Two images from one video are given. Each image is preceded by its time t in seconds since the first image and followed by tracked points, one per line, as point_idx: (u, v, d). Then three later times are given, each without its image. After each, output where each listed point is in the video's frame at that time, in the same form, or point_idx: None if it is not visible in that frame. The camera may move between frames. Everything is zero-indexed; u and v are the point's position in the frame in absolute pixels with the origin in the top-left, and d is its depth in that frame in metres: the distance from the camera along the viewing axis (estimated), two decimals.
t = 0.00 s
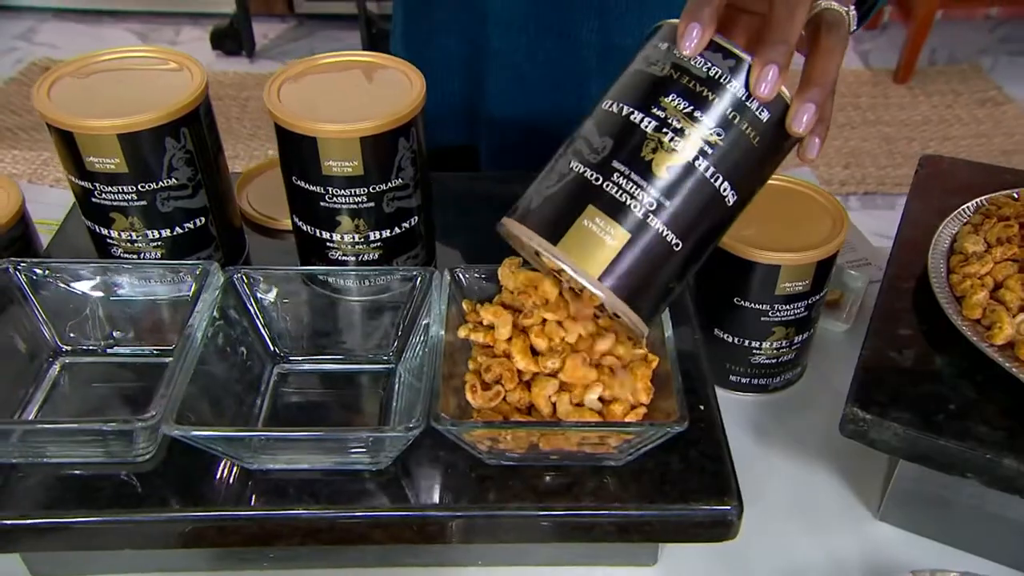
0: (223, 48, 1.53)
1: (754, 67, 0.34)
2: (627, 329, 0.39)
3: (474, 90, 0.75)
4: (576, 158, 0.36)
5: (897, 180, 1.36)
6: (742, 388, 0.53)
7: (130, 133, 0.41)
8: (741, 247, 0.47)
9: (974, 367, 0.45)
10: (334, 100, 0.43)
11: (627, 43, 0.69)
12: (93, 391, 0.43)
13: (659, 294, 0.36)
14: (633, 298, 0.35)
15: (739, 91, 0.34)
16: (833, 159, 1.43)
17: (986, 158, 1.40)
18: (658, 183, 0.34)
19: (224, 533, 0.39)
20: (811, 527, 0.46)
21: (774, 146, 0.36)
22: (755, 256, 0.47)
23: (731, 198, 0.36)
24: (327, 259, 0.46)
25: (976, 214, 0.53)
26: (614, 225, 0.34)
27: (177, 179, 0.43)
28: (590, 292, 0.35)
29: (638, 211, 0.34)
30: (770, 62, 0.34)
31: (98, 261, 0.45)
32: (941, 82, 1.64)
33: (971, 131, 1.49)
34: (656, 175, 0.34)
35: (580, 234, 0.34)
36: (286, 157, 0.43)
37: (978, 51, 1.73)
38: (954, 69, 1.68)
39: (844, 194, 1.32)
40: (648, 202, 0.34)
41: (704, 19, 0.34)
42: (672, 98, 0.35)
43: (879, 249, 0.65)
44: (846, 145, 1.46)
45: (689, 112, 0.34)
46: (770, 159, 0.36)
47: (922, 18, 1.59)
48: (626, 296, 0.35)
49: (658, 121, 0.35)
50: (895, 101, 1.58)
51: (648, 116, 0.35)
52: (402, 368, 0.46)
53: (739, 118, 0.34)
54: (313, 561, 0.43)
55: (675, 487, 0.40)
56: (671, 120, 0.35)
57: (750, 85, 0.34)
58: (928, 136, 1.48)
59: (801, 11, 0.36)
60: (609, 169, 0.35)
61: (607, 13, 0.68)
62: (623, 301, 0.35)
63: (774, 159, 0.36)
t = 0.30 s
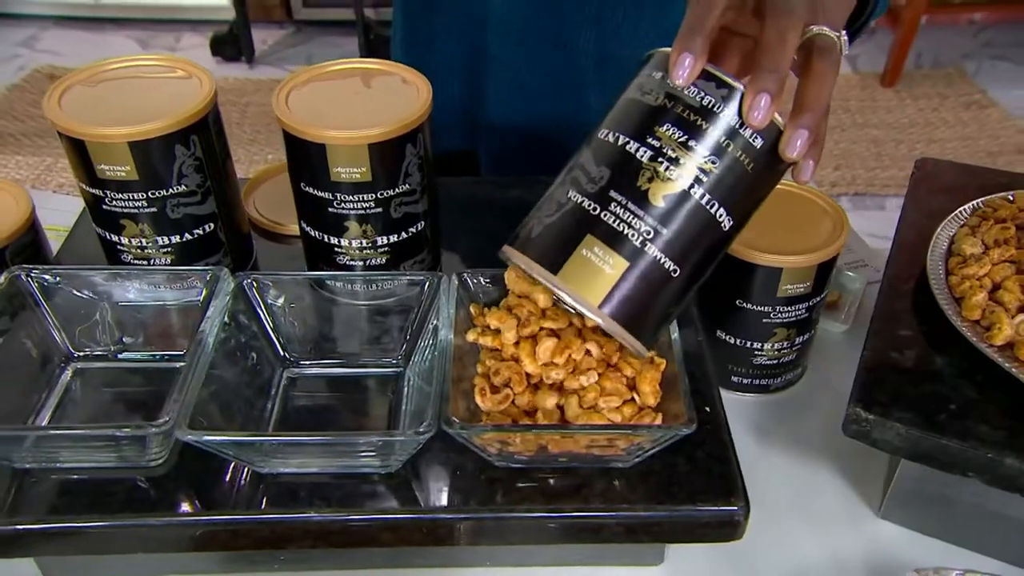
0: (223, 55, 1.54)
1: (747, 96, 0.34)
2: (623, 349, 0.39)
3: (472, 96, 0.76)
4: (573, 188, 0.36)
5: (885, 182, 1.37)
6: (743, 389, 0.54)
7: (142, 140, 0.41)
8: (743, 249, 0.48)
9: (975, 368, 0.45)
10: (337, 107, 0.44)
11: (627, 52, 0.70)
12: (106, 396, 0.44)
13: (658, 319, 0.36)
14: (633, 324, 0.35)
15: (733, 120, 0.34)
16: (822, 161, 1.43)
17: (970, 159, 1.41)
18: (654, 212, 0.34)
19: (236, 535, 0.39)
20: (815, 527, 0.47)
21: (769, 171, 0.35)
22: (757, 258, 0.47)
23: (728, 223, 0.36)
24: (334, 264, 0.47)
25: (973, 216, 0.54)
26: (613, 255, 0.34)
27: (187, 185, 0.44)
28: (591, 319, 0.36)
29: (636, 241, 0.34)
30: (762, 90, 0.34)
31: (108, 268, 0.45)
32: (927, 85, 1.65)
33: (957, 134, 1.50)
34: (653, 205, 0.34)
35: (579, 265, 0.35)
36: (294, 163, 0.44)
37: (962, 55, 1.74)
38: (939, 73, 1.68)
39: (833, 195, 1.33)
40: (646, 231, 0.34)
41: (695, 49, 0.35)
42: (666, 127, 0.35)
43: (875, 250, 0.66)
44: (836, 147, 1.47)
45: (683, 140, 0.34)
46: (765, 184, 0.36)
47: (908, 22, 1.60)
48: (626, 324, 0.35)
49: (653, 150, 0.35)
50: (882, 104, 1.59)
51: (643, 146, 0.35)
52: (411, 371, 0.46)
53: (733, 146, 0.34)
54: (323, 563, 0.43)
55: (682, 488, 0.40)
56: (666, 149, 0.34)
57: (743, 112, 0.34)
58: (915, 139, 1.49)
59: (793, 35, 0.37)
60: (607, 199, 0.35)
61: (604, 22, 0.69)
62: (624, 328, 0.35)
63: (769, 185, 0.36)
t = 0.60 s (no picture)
0: (227, 60, 1.55)
1: (739, 84, 0.34)
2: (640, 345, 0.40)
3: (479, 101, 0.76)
4: (574, 187, 0.36)
5: (876, 184, 1.37)
6: (749, 388, 0.54)
7: (157, 146, 0.42)
8: (749, 251, 0.48)
9: (980, 368, 0.46)
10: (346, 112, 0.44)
11: (631, 58, 0.70)
12: (124, 399, 0.44)
13: (664, 313, 0.36)
14: (640, 319, 0.36)
15: (727, 110, 0.35)
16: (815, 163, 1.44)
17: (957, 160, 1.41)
18: (653, 207, 0.35)
19: (254, 536, 0.40)
20: (824, 525, 0.47)
21: (770, 161, 0.36)
22: (763, 259, 0.48)
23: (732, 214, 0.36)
24: (348, 267, 0.47)
25: (976, 218, 0.54)
26: (614, 250, 0.35)
27: (201, 190, 0.44)
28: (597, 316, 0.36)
29: (636, 235, 0.35)
30: (754, 78, 0.34)
31: (124, 271, 0.46)
32: (917, 89, 1.66)
33: (947, 136, 1.50)
34: (652, 199, 0.35)
35: (580, 261, 0.35)
36: (308, 167, 0.44)
37: (950, 60, 1.75)
38: (930, 76, 1.69)
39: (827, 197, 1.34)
40: (646, 225, 0.35)
41: (687, 43, 0.35)
42: (662, 121, 0.35)
43: (876, 252, 0.67)
44: (830, 150, 1.48)
45: (680, 134, 0.35)
46: (767, 174, 0.36)
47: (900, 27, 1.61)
48: (632, 319, 0.36)
49: (649, 145, 0.35)
50: (874, 107, 1.60)
51: (639, 141, 0.35)
52: (424, 373, 0.47)
53: (731, 137, 0.35)
54: (340, 562, 0.44)
55: (693, 487, 0.41)
56: (662, 143, 0.35)
57: (738, 102, 0.34)
58: (906, 141, 1.50)
59: (785, 26, 0.37)
60: (606, 196, 0.35)
61: (611, 29, 0.69)
62: (629, 323, 0.36)
63: (770, 173, 0.36)
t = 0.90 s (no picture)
0: (233, 64, 1.56)
1: (769, 76, 0.35)
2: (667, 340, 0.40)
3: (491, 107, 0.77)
4: (604, 182, 0.37)
5: (873, 186, 1.38)
6: (761, 388, 0.55)
7: (181, 150, 0.42)
8: (764, 253, 0.49)
9: (993, 368, 0.46)
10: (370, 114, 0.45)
11: (642, 62, 0.71)
12: (147, 400, 0.45)
13: (695, 305, 0.37)
14: (675, 311, 0.36)
15: (757, 102, 0.35)
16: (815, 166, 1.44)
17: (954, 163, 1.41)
18: (686, 200, 0.35)
19: (276, 535, 0.40)
20: (839, 525, 0.48)
21: (799, 149, 0.36)
22: (777, 261, 0.48)
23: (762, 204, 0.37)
24: (366, 269, 0.48)
25: (986, 219, 0.55)
26: (649, 244, 0.35)
27: (223, 193, 0.45)
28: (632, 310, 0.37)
29: (669, 229, 0.35)
30: (784, 69, 0.34)
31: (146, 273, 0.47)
32: (913, 92, 1.66)
33: (943, 139, 1.51)
34: (684, 192, 0.35)
35: (616, 257, 0.36)
36: (328, 170, 0.45)
37: (946, 63, 1.76)
38: (926, 80, 1.70)
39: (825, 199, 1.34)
40: (679, 218, 0.35)
41: (712, 36, 0.35)
42: (693, 114, 0.36)
43: (881, 252, 0.68)
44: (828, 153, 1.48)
45: (710, 126, 0.35)
46: (796, 162, 0.36)
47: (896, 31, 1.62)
48: (667, 311, 0.36)
49: (680, 138, 0.36)
50: (872, 110, 1.61)
51: (670, 135, 0.36)
52: (443, 374, 0.48)
53: (761, 128, 0.35)
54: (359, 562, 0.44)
55: (712, 486, 0.41)
56: (693, 136, 0.35)
57: (767, 93, 0.35)
58: (902, 143, 1.50)
59: (812, 17, 0.38)
60: (638, 190, 0.36)
61: (622, 35, 0.70)
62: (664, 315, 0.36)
63: (801, 162, 0.37)
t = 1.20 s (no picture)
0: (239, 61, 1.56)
1: (812, 80, 0.35)
2: (689, 330, 0.41)
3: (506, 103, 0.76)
4: (643, 179, 0.37)
5: (875, 181, 1.38)
6: (774, 381, 0.55)
7: (207, 144, 0.43)
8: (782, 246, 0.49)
9: (1010, 362, 0.47)
10: (404, 111, 0.45)
11: (659, 58, 0.72)
12: (174, 392, 0.46)
13: (725, 303, 0.38)
14: (708, 306, 0.37)
15: (798, 106, 0.35)
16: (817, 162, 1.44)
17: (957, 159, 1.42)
18: (725, 200, 0.36)
19: (303, 524, 0.41)
20: (855, 517, 0.48)
21: (833, 151, 0.37)
22: (795, 255, 0.49)
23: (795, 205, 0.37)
24: (388, 262, 0.48)
25: (1001, 214, 0.55)
26: (689, 242, 0.36)
27: (249, 187, 0.46)
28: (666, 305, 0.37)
29: (708, 227, 0.36)
30: (828, 75, 0.35)
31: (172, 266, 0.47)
32: (914, 89, 1.66)
33: (944, 136, 1.51)
34: (723, 191, 0.36)
35: (657, 253, 0.36)
36: (353, 165, 0.45)
37: (947, 61, 1.76)
38: (927, 77, 1.70)
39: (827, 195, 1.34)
40: (718, 218, 0.36)
41: (757, 38, 0.36)
42: (734, 116, 0.36)
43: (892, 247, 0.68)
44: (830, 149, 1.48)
45: (751, 128, 0.36)
46: (830, 164, 0.37)
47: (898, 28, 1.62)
48: (700, 307, 0.37)
49: (721, 139, 0.36)
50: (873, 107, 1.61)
51: (711, 135, 0.36)
52: (465, 367, 0.48)
53: (796, 128, 0.35)
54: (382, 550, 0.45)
55: (733, 477, 0.42)
56: (734, 137, 0.36)
57: (808, 97, 0.35)
58: (903, 139, 1.50)
59: (855, 25, 0.38)
60: (678, 188, 0.36)
61: (639, 28, 0.71)
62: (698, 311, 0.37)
63: (832, 164, 0.37)
